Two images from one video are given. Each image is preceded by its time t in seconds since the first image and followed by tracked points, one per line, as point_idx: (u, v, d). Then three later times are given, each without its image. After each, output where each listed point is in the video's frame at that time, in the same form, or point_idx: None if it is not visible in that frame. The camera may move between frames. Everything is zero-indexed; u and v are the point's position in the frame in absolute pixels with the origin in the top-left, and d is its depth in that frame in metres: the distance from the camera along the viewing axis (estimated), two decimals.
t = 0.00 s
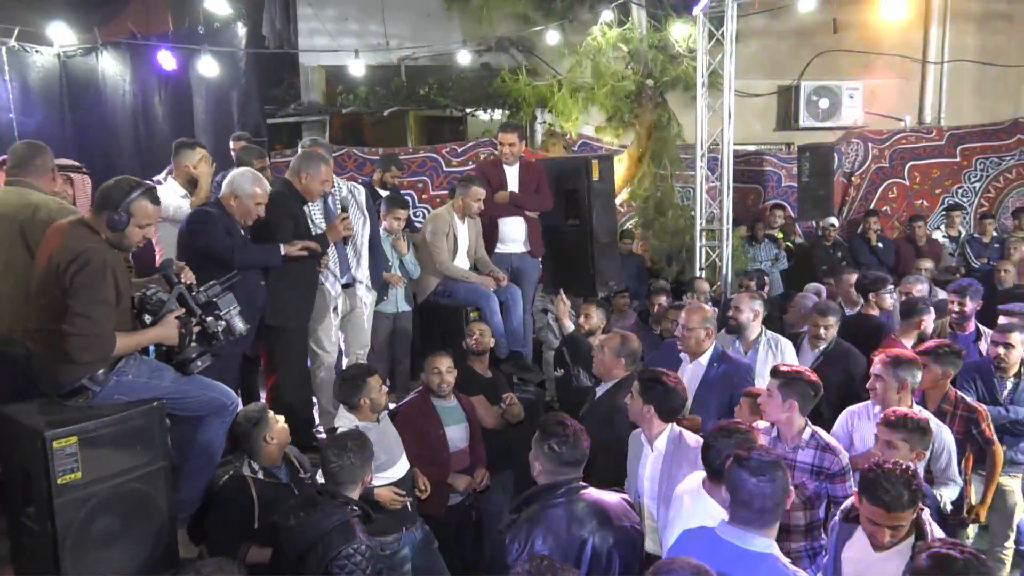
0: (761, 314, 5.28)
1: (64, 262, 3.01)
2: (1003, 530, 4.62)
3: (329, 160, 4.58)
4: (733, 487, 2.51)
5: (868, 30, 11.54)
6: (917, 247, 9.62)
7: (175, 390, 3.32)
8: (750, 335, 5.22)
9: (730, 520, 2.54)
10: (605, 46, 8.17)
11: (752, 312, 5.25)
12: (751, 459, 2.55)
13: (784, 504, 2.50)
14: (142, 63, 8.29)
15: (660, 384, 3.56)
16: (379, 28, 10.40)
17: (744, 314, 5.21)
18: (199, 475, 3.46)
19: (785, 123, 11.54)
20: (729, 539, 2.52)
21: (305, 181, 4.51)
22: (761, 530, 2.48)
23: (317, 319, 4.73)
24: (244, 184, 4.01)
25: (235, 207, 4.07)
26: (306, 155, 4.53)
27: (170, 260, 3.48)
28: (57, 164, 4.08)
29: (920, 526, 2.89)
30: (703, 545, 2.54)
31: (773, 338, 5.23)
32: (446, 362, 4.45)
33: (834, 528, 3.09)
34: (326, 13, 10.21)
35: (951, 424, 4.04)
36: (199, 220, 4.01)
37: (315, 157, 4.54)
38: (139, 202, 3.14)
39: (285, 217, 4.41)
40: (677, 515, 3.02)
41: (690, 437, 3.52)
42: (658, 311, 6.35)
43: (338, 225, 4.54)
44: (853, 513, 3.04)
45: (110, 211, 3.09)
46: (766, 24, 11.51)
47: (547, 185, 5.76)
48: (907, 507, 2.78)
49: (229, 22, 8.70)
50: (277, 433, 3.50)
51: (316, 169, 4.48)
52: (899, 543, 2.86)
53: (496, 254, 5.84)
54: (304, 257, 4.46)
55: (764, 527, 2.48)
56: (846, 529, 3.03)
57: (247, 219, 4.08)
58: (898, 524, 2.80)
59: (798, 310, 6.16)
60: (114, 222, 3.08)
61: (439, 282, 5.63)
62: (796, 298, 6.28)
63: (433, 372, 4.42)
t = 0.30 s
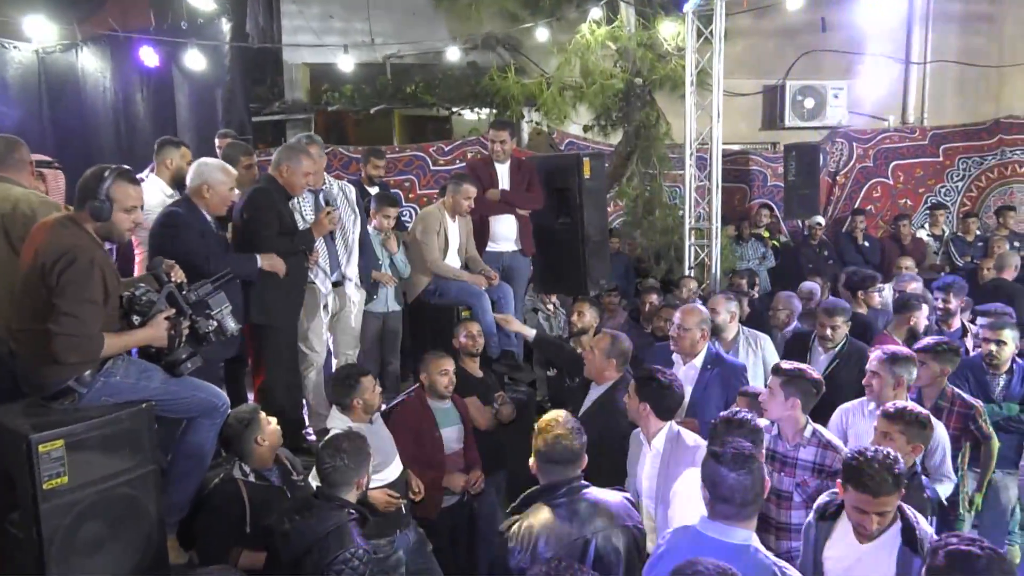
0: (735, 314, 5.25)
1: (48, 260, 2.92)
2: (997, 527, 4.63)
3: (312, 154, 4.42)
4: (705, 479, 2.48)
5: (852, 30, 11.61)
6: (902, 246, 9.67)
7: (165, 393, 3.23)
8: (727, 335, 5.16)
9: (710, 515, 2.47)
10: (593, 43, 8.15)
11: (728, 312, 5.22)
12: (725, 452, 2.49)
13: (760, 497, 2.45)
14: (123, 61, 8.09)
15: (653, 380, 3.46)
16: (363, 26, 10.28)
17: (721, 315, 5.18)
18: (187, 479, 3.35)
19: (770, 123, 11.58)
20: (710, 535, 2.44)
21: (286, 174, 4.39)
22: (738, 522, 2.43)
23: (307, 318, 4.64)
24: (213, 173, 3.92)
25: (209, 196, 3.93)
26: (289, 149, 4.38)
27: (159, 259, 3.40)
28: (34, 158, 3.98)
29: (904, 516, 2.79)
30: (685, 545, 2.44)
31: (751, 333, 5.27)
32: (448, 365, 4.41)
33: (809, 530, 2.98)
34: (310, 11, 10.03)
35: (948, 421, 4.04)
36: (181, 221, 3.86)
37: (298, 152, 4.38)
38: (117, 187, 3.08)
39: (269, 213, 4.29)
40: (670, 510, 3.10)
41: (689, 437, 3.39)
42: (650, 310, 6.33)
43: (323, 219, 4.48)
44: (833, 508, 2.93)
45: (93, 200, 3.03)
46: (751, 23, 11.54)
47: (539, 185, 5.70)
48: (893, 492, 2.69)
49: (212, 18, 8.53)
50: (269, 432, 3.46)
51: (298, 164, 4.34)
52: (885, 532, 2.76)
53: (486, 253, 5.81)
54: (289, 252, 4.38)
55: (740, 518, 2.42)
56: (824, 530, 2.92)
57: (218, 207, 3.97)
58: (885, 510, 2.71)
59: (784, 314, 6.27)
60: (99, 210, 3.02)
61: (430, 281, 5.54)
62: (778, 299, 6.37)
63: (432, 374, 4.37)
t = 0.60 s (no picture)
0: (728, 311, 5.24)
1: (24, 257, 2.83)
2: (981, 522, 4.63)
3: (281, 145, 4.31)
4: (692, 478, 2.42)
5: (827, 31, 11.77)
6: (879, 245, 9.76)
7: (146, 394, 3.15)
8: (716, 331, 5.20)
9: (698, 516, 2.40)
10: (575, 42, 8.17)
11: (719, 308, 5.21)
12: (711, 450, 2.44)
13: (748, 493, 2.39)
14: (96, 55, 8.04)
15: (641, 379, 3.35)
16: (341, 24, 10.15)
17: (710, 310, 5.18)
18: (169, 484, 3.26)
19: (748, 123, 11.69)
20: (699, 537, 2.38)
21: (257, 169, 4.26)
22: (725, 521, 2.36)
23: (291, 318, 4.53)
24: (173, 166, 3.68)
25: (174, 193, 3.71)
26: (260, 142, 4.27)
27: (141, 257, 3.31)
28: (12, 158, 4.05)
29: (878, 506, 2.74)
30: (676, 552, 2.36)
31: (737, 331, 5.29)
32: (435, 365, 4.33)
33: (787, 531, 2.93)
34: (286, 8, 9.94)
35: (936, 416, 4.07)
36: (160, 222, 3.66)
37: (269, 145, 4.26)
38: (90, 178, 2.97)
39: (242, 211, 4.12)
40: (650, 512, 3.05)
41: (679, 435, 3.40)
42: (633, 309, 6.30)
43: (297, 211, 4.33)
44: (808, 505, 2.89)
45: (68, 192, 2.93)
46: (728, 25, 11.67)
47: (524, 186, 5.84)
48: (864, 480, 2.66)
49: (188, 13, 8.49)
50: (253, 435, 3.40)
51: (268, 157, 4.23)
52: (860, 524, 2.71)
53: (472, 252, 5.73)
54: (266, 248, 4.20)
55: (727, 516, 2.36)
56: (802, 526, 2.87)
57: (184, 199, 3.76)
58: (858, 499, 2.67)
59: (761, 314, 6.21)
60: (75, 203, 2.91)
61: (413, 281, 5.43)
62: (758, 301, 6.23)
63: (419, 375, 4.31)
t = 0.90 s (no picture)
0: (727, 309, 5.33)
1: None
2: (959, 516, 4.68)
3: (243, 138, 4.15)
4: (691, 480, 2.37)
5: (799, 33, 11.93)
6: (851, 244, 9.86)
7: (121, 397, 3.05)
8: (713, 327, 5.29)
9: (700, 518, 2.34)
10: (551, 42, 8.18)
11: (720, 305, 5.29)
12: (710, 450, 2.41)
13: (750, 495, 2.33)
14: (62, 52, 7.87)
15: (629, 378, 3.30)
16: (314, 22, 10.05)
17: (711, 307, 5.26)
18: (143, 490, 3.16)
19: (722, 124, 11.80)
20: (703, 541, 2.31)
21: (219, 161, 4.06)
22: (729, 523, 2.30)
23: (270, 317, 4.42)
24: (153, 162, 3.57)
25: (155, 187, 3.59)
26: (227, 135, 4.10)
27: (115, 255, 3.21)
28: None
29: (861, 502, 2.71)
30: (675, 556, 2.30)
31: (730, 332, 5.33)
32: (415, 366, 4.26)
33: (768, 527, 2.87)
34: (257, 5, 9.79)
35: (917, 413, 4.11)
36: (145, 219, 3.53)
37: (235, 139, 4.10)
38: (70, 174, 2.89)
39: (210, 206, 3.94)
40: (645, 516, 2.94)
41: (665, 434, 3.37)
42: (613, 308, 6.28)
43: (256, 196, 4.30)
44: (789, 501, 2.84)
45: (47, 189, 2.84)
46: (702, 26, 11.78)
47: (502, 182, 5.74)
48: (846, 470, 2.63)
49: (158, 10, 8.31)
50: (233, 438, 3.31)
51: (227, 147, 4.05)
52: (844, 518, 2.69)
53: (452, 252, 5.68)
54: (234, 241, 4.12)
55: (730, 519, 2.30)
56: (784, 523, 2.83)
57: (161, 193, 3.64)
58: (841, 490, 2.64)
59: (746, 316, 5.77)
60: (58, 200, 2.84)
61: (392, 282, 5.39)
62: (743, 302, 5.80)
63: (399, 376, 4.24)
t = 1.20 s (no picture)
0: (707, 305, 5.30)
1: None
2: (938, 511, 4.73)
3: (209, 132, 4.01)
4: (700, 485, 2.27)
5: (774, 35, 12.05)
6: (826, 243, 9.96)
7: (99, 400, 2.98)
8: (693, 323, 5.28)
9: (712, 525, 2.24)
10: (530, 41, 8.19)
11: (699, 302, 5.28)
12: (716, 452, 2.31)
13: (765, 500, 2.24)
14: (30, 47, 7.53)
15: (621, 378, 3.29)
16: (289, 20, 10.00)
17: (691, 304, 5.25)
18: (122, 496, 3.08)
19: (698, 124, 11.89)
20: (715, 547, 2.21)
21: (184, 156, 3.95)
22: (744, 528, 2.21)
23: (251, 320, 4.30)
24: (144, 158, 3.48)
25: (147, 182, 3.50)
26: (193, 130, 3.97)
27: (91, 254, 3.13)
28: None
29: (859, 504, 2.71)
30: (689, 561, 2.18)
31: (711, 331, 5.29)
32: (397, 368, 4.20)
33: (766, 528, 2.87)
34: (232, 3, 9.70)
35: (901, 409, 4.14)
36: (133, 212, 3.46)
37: (201, 134, 3.97)
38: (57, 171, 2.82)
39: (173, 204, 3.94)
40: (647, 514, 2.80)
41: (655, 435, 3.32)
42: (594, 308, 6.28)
43: (228, 198, 3.95)
44: (789, 504, 2.84)
45: (29, 186, 2.76)
46: (678, 27, 11.88)
47: (481, 181, 5.70)
48: (842, 466, 2.63)
49: (130, 6, 8.28)
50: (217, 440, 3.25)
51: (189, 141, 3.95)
52: (840, 521, 2.67)
53: (432, 251, 5.61)
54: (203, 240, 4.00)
55: (746, 523, 2.21)
56: (781, 525, 2.82)
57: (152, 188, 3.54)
58: (839, 487, 2.64)
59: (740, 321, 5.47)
60: (43, 197, 2.76)
61: (374, 281, 5.30)
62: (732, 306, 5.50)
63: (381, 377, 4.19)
